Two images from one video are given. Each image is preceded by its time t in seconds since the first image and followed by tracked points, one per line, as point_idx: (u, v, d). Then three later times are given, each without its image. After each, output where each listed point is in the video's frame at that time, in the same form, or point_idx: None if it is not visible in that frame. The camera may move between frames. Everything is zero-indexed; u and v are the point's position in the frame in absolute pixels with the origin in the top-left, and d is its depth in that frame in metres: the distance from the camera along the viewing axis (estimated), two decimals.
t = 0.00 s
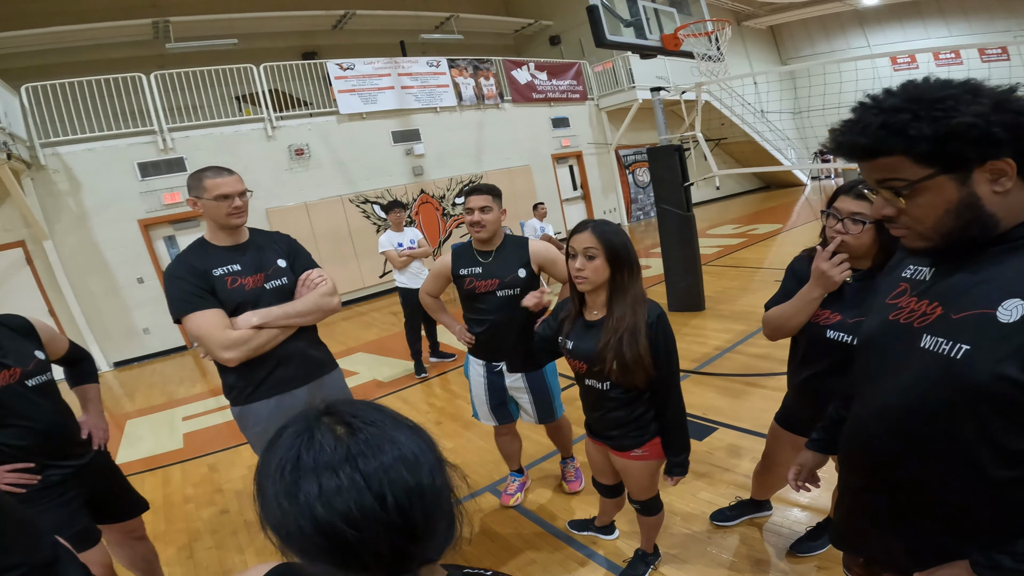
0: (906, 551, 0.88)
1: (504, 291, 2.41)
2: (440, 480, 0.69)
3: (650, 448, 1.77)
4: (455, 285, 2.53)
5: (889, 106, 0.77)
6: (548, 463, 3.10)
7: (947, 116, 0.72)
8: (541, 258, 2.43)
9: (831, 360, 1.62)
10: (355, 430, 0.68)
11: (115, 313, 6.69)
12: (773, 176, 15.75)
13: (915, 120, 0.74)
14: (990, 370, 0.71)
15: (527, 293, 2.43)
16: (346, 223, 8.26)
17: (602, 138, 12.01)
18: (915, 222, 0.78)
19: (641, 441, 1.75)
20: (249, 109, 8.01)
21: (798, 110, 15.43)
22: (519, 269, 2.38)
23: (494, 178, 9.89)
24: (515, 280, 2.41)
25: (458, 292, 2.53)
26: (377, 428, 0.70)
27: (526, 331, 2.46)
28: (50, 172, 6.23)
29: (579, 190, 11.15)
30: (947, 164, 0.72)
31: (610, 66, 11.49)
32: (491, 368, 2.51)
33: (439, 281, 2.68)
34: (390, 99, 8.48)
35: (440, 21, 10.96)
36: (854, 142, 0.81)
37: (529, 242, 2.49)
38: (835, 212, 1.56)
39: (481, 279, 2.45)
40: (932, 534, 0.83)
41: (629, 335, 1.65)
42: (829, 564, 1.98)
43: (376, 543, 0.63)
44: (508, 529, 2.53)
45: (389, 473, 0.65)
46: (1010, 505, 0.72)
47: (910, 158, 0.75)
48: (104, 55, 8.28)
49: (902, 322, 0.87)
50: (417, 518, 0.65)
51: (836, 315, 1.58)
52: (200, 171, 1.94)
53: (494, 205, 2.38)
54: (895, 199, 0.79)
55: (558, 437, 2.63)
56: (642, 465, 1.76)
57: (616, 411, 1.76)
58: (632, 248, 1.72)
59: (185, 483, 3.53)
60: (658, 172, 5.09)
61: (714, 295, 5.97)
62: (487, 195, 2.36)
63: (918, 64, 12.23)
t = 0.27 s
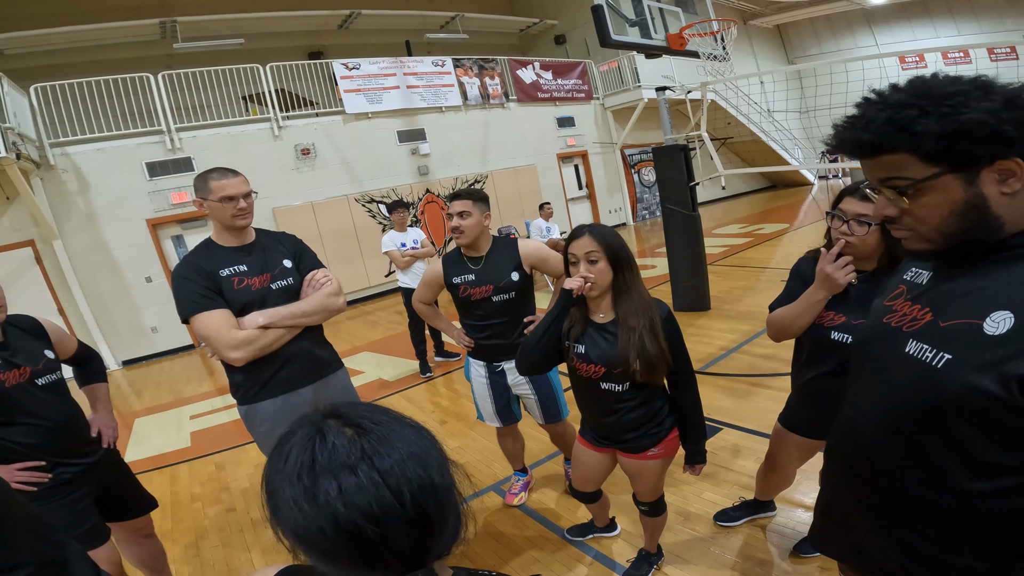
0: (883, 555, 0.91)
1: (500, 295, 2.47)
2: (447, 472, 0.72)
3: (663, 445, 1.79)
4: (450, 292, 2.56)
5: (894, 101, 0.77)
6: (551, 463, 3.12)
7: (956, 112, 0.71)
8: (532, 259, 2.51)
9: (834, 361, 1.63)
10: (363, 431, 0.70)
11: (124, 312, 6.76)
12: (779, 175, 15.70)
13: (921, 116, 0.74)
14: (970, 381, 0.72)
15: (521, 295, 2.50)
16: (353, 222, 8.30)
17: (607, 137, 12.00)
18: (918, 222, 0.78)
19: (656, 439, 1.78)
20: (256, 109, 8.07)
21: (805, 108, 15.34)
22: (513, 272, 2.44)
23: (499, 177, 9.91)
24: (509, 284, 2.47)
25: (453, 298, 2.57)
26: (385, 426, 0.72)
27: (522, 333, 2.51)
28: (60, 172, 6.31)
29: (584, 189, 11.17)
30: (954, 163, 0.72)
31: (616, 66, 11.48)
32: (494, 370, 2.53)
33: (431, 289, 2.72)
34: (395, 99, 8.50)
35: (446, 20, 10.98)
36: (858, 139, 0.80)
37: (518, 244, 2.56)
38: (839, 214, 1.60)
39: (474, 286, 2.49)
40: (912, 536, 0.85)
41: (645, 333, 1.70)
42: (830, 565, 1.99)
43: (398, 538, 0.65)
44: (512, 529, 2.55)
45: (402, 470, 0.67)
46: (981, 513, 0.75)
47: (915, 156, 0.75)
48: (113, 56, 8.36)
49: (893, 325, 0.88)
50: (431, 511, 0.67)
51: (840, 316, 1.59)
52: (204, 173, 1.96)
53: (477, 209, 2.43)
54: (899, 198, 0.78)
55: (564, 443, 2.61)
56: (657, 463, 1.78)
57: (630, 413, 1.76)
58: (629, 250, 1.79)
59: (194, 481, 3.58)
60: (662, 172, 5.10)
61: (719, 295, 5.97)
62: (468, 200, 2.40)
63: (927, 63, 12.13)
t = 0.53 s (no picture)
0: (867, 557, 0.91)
1: (508, 294, 2.45)
2: (442, 495, 0.70)
3: (654, 445, 1.78)
4: (458, 290, 2.56)
5: (907, 100, 0.74)
6: (555, 463, 3.11)
7: (970, 112, 0.68)
8: (543, 258, 2.48)
9: (841, 363, 1.61)
10: (361, 442, 0.70)
11: (131, 310, 6.80)
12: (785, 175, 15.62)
13: (935, 115, 0.71)
14: (968, 394, 0.71)
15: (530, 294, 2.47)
16: (357, 220, 8.31)
17: (612, 136, 11.97)
18: (929, 226, 0.75)
19: (647, 439, 1.77)
20: (261, 108, 8.10)
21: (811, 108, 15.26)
22: (522, 271, 2.42)
23: (503, 176, 9.91)
24: (517, 282, 2.45)
25: (461, 296, 2.56)
26: (383, 444, 0.71)
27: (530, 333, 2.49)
28: (66, 170, 6.36)
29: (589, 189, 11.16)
30: (968, 165, 0.69)
31: (620, 65, 11.45)
32: (500, 371, 2.53)
33: (441, 287, 2.71)
34: (400, 98, 8.51)
35: (451, 19, 10.98)
36: (867, 139, 0.78)
37: (528, 242, 2.53)
38: (850, 214, 1.55)
39: (483, 285, 2.48)
40: (902, 538, 0.85)
41: (637, 331, 1.70)
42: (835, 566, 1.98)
43: (366, 559, 0.65)
44: (516, 528, 2.55)
45: (383, 490, 0.66)
46: (969, 523, 0.75)
47: (926, 157, 0.72)
48: (120, 55, 8.40)
49: (897, 332, 0.86)
50: (408, 536, 0.66)
51: (847, 318, 1.58)
52: (210, 173, 1.97)
53: (489, 207, 2.42)
54: (908, 201, 0.76)
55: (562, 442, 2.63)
56: (648, 463, 1.77)
57: (620, 412, 1.76)
58: (629, 247, 1.80)
59: (198, 480, 3.59)
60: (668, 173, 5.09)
61: (724, 295, 5.94)
62: (482, 198, 2.39)
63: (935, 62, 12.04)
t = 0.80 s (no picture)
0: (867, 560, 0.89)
1: (518, 293, 2.42)
2: (442, 513, 0.70)
3: (640, 454, 1.74)
4: (469, 287, 2.53)
5: (928, 97, 0.70)
6: (558, 464, 3.08)
7: (996, 110, 0.65)
8: (555, 259, 2.43)
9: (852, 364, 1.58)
10: (363, 452, 0.70)
11: (133, 308, 6.78)
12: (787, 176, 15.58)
13: (959, 113, 0.67)
14: (978, 401, 0.68)
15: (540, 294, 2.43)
16: (359, 219, 8.29)
17: (614, 137, 11.94)
18: (950, 228, 0.71)
19: (633, 447, 1.73)
20: (263, 107, 8.09)
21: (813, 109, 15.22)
22: (534, 270, 2.38)
23: (505, 176, 9.89)
24: (528, 281, 2.41)
25: (471, 293, 2.54)
26: (384, 457, 0.70)
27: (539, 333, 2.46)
28: (68, 168, 6.32)
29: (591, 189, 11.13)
30: (993, 165, 0.66)
31: (623, 65, 11.43)
32: (506, 370, 2.49)
33: (452, 283, 2.69)
34: (402, 97, 8.49)
35: (453, 19, 10.97)
36: (886, 138, 0.74)
37: (541, 241, 2.49)
38: (862, 216, 1.50)
39: (494, 282, 2.45)
40: (900, 544, 0.82)
41: (626, 338, 1.63)
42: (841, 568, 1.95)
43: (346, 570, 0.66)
44: (518, 529, 2.52)
45: (373, 506, 0.66)
46: (972, 533, 0.72)
47: (949, 156, 0.69)
48: (122, 54, 8.40)
49: (909, 335, 0.82)
50: (393, 557, 0.66)
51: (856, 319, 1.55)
52: (214, 171, 1.95)
53: (506, 205, 2.39)
54: (930, 202, 0.72)
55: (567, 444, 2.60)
56: (633, 470, 1.74)
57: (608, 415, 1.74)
58: (635, 250, 1.72)
59: (199, 479, 3.56)
60: (671, 173, 5.06)
61: (727, 296, 5.91)
62: (500, 195, 2.35)
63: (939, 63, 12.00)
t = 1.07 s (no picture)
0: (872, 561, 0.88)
1: (527, 293, 2.39)
2: (447, 530, 0.70)
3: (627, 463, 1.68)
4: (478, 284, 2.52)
5: (956, 97, 0.70)
6: (561, 464, 3.07)
7: None
8: (566, 260, 2.40)
9: (858, 366, 1.56)
10: (371, 459, 0.71)
11: (134, 307, 6.77)
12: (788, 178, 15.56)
13: (987, 114, 0.67)
14: (993, 402, 0.67)
15: (549, 294, 2.40)
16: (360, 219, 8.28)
17: (615, 138, 11.92)
18: (972, 229, 0.72)
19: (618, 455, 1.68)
20: (266, 106, 8.08)
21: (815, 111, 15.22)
22: (544, 271, 2.35)
23: (507, 177, 9.88)
24: (538, 281, 2.38)
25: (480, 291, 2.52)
26: (391, 467, 0.71)
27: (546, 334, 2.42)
28: (71, 167, 6.34)
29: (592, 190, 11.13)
30: (1020, 166, 0.66)
31: (625, 67, 11.42)
32: (512, 370, 2.47)
33: (462, 280, 2.67)
34: (405, 98, 8.49)
35: (456, 19, 10.96)
36: (913, 137, 0.74)
37: (554, 241, 2.47)
38: (873, 217, 1.51)
39: (503, 280, 2.42)
40: (908, 546, 0.81)
41: (598, 348, 1.56)
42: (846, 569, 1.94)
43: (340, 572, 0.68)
44: (521, 530, 2.51)
45: (372, 517, 0.67)
46: (980, 535, 0.71)
47: (976, 157, 0.69)
48: (125, 53, 8.39)
49: (927, 337, 0.81)
50: (388, 567, 0.67)
51: (865, 322, 1.53)
52: (221, 169, 1.95)
53: (522, 204, 2.39)
54: (954, 203, 0.72)
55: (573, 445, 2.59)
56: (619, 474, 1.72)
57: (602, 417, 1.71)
58: (627, 257, 1.52)
59: (200, 479, 3.55)
60: (674, 175, 5.06)
61: (729, 297, 5.90)
62: (514, 194, 2.38)
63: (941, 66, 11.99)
